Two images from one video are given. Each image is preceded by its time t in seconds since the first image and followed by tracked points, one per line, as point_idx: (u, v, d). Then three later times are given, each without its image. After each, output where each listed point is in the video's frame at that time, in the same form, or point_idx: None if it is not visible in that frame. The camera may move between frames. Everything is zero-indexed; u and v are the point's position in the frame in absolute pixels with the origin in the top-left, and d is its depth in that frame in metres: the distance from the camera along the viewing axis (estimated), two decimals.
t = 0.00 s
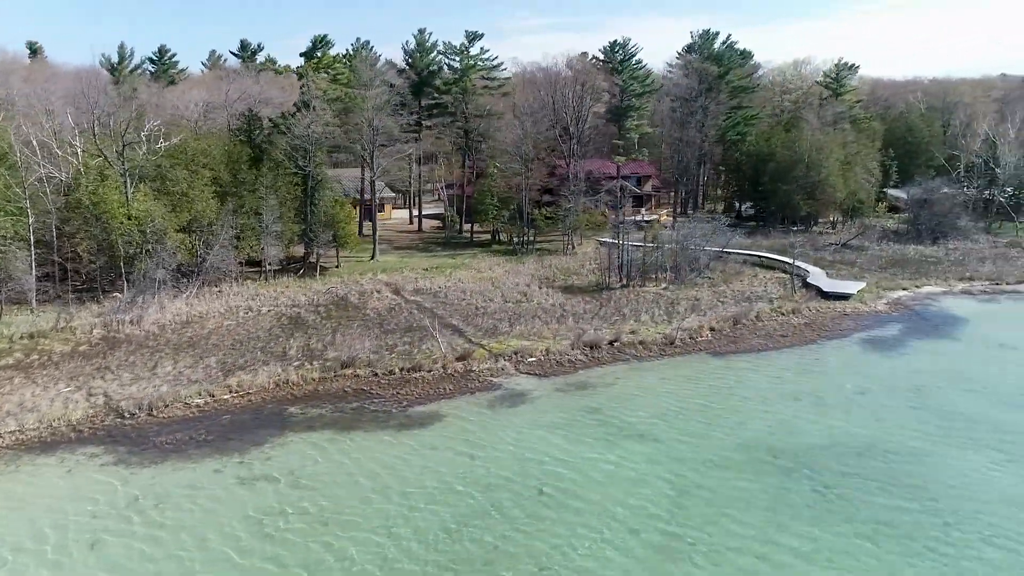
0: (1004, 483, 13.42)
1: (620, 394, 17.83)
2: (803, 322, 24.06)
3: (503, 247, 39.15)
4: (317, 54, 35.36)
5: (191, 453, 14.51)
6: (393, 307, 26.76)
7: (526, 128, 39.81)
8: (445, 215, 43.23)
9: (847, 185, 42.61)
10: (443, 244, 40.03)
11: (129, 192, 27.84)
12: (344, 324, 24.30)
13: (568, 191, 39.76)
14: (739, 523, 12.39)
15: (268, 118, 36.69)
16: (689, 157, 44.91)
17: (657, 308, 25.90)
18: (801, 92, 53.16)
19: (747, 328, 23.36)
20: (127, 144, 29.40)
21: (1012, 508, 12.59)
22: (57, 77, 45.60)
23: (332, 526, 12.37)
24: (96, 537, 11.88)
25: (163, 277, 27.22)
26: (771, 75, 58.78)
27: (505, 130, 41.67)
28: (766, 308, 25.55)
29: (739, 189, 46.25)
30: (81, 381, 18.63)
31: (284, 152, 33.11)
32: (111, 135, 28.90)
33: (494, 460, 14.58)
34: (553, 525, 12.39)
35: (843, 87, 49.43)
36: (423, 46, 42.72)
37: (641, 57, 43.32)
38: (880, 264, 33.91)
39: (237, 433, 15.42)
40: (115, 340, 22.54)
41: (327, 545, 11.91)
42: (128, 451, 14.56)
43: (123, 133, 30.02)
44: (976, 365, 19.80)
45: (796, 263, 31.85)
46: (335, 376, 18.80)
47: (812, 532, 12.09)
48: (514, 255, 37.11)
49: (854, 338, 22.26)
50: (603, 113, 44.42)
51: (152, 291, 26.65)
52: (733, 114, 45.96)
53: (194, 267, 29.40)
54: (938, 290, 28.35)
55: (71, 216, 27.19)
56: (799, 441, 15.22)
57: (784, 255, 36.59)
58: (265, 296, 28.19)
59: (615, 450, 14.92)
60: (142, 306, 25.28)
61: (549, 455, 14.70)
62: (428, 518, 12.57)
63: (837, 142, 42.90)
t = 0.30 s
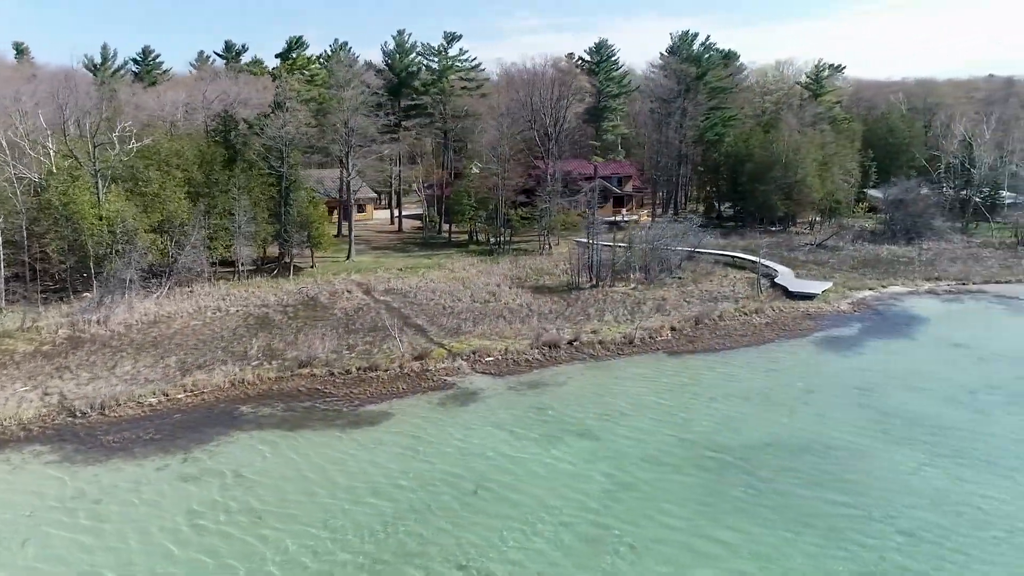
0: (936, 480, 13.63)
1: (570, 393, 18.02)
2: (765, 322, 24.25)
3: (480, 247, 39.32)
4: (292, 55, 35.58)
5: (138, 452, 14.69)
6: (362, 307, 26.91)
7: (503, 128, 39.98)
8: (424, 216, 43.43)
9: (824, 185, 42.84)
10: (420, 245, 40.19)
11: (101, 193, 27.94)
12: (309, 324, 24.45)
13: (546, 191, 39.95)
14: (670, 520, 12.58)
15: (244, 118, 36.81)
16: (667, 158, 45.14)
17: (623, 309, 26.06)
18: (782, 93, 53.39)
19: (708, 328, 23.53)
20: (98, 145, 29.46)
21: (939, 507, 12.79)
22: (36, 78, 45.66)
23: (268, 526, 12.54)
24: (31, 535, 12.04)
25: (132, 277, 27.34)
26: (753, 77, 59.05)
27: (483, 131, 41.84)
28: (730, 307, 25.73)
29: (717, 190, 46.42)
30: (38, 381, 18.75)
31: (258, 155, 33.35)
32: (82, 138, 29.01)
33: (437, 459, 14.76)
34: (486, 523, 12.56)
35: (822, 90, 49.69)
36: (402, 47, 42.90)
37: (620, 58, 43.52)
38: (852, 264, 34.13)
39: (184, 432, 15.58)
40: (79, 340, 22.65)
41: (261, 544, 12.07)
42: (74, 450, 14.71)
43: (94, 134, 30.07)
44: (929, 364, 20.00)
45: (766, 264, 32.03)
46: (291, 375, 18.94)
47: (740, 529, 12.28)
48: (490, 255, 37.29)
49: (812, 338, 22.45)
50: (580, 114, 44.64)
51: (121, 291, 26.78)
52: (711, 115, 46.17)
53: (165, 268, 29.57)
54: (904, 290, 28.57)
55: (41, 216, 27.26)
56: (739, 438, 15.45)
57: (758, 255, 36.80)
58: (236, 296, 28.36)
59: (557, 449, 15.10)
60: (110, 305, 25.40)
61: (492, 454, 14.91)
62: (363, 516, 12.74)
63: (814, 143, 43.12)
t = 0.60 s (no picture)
0: (862, 480, 13.90)
1: (519, 393, 18.22)
2: (725, 322, 24.45)
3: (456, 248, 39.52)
4: (266, 56, 35.72)
5: (81, 452, 14.91)
6: (328, 307, 27.06)
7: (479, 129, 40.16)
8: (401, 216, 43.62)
9: (801, 185, 43.05)
10: (397, 245, 40.38)
11: (69, 193, 27.96)
12: (272, 324, 24.62)
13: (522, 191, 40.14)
14: (595, 521, 12.83)
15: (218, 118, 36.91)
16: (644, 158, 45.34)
17: (587, 308, 26.23)
18: (761, 94, 53.59)
19: (667, 328, 23.73)
20: (68, 146, 29.42)
21: (861, 504, 13.08)
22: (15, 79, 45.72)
23: (200, 530, 12.82)
24: None
25: (100, 278, 27.63)
26: (734, 77, 59.26)
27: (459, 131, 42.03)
28: (692, 307, 25.89)
29: (695, 189, 46.61)
30: None
31: (229, 156, 33.58)
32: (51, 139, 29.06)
33: (377, 460, 15.02)
34: (414, 527, 12.80)
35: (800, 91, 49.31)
36: (380, 48, 42.98)
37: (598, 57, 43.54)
38: (822, 264, 34.35)
39: (129, 432, 15.79)
40: (41, 340, 22.79)
41: (190, 546, 12.37)
42: (19, 449, 14.89)
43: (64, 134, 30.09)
44: (878, 363, 20.25)
45: (736, 264, 32.21)
46: (245, 375, 19.11)
47: (663, 530, 12.52)
48: (465, 255, 37.50)
49: (767, 338, 22.66)
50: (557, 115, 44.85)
51: (88, 292, 26.92)
52: (689, 116, 46.35)
53: (134, 268, 29.74)
54: (869, 290, 28.80)
55: (8, 215, 27.15)
56: (675, 438, 15.73)
57: (731, 256, 37.00)
58: (204, 296, 28.54)
59: (497, 451, 15.32)
60: (76, 306, 25.54)
61: (431, 456, 15.19)
62: (294, 521, 13.00)
63: (791, 144, 43.34)
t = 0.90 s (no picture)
0: (787, 476, 14.07)
1: (465, 392, 18.36)
2: (682, 322, 24.61)
3: (430, 248, 39.68)
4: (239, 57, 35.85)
5: (19, 451, 15.03)
6: (292, 307, 27.21)
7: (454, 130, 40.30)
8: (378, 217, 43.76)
9: (776, 186, 43.19)
10: (372, 245, 40.53)
11: (36, 194, 28.03)
12: (233, 324, 24.75)
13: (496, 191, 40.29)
14: (518, 517, 12.97)
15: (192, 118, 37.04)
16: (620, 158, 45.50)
17: (549, 308, 26.36)
18: (740, 95, 53.74)
19: (625, 328, 23.86)
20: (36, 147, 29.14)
21: (781, 499, 13.25)
22: None
23: (128, 525, 12.96)
24: None
25: (65, 278, 27.77)
26: (715, 78, 59.42)
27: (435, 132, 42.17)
28: (653, 307, 26.05)
29: (672, 190, 46.76)
30: None
31: (199, 157, 33.75)
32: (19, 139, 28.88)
33: (312, 458, 15.15)
34: (339, 521, 12.95)
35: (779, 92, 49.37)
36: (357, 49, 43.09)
37: (576, 58, 43.64)
38: (792, 265, 34.50)
39: (70, 431, 15.91)
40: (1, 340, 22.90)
41: (117, 540, 12.50)
42: None
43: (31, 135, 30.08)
44: (826, 362, 20.40)
45: (705, 265, 32.40)
46: (195, 375, 19.24)
47: (584, 526, 12.62)
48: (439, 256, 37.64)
49: (722, 338, 22.80)
50: (533, 116, 45.02)
51: (53, 292, 27.04)
52: (666, 117, 46.49)
53: (101, 268, 29.90)
54: (832, 290, 28.94)
55: None
56: (610, 436, 15.88)
57: (703, 256, 37.17)
58: (170, 296, 28.68)
59: (433, 450, 15.44)
60: (39, 307, 25.66)
61: (366, 454, 15.33)
62: (221, 516, 13.13)
63: (767, 144, 43.51)
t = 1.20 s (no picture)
0: (712, 472, 14.23)
1: (409, 391, 18.50)
2: (638, 322, 24.74)
3: (403, 248, 39.83)
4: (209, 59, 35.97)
5: None
6: (254, 307, 27.33)
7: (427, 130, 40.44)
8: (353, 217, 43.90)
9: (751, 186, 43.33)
10: (345, 245, 40.67)
11: None
12: (192, 325, 24.85)
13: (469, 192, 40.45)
14: (440, 512, 13.10)
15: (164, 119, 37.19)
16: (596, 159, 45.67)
17: (509, 308, 26.48)
18: (718, 95, 53.89)
19: (579, 328, 23.99)
20: None
21: (702, 495, 13.40)
22: None
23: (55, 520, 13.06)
24: None
25: (28, 279, 27.87)
26: (696, 79, 59.60)
27: (409, 133, 42.30)
28: (612, 307, 26.21)
29: (648, 190, 46.90)
30: None
31: (168, 157, 33.82)
32: None
33: (246, 455, 15.26)
34: (264, 517, 13.09)
35: (756, 93, 49.52)
36: (332, 50, 43.22)
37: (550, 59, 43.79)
38: (760, 265, 34.66)
39: (7, 431, 15.98)
40: None
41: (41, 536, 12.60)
42: None
43: None
44: (772, 361, 20.55)
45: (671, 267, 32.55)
46: (142, 375, 19.34)
47: (504, 521, 12.77)
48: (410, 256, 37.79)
49: (673, 338, 22.94)
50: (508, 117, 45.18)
51: (15, 292, 27.09)
52: (642, 117, 46.64)
53: (67, 268, 29.95)
54: (794, 290, 29.09)
55: None
56: (545, 434, 16.02)
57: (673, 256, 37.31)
58: (134, 296, 28.79)
59: (366, 448, 15.55)
60: None
61: (300, 451, 15.45)
62: (147, 512, 13.25)
63: (741, 145, 43.70)
